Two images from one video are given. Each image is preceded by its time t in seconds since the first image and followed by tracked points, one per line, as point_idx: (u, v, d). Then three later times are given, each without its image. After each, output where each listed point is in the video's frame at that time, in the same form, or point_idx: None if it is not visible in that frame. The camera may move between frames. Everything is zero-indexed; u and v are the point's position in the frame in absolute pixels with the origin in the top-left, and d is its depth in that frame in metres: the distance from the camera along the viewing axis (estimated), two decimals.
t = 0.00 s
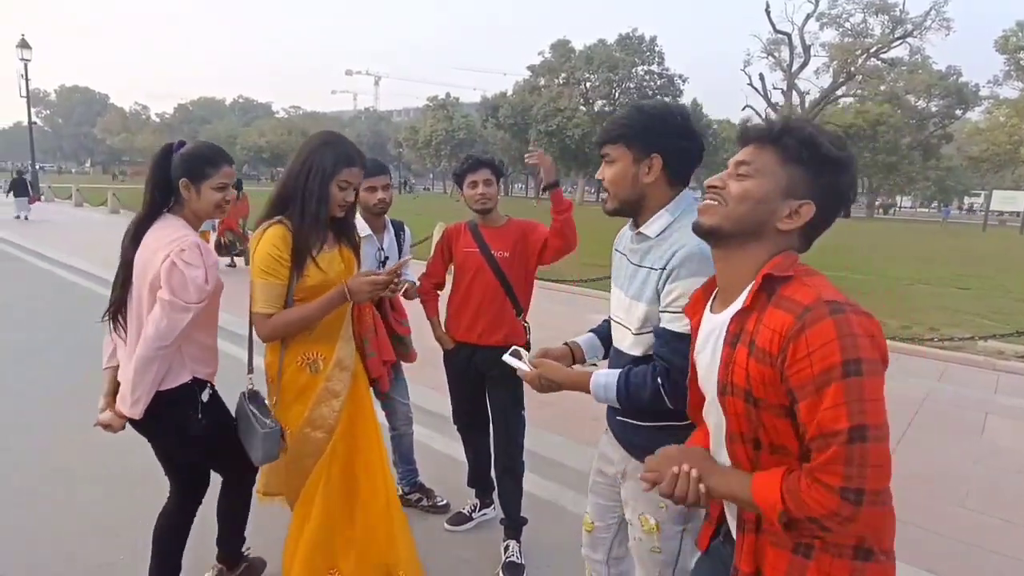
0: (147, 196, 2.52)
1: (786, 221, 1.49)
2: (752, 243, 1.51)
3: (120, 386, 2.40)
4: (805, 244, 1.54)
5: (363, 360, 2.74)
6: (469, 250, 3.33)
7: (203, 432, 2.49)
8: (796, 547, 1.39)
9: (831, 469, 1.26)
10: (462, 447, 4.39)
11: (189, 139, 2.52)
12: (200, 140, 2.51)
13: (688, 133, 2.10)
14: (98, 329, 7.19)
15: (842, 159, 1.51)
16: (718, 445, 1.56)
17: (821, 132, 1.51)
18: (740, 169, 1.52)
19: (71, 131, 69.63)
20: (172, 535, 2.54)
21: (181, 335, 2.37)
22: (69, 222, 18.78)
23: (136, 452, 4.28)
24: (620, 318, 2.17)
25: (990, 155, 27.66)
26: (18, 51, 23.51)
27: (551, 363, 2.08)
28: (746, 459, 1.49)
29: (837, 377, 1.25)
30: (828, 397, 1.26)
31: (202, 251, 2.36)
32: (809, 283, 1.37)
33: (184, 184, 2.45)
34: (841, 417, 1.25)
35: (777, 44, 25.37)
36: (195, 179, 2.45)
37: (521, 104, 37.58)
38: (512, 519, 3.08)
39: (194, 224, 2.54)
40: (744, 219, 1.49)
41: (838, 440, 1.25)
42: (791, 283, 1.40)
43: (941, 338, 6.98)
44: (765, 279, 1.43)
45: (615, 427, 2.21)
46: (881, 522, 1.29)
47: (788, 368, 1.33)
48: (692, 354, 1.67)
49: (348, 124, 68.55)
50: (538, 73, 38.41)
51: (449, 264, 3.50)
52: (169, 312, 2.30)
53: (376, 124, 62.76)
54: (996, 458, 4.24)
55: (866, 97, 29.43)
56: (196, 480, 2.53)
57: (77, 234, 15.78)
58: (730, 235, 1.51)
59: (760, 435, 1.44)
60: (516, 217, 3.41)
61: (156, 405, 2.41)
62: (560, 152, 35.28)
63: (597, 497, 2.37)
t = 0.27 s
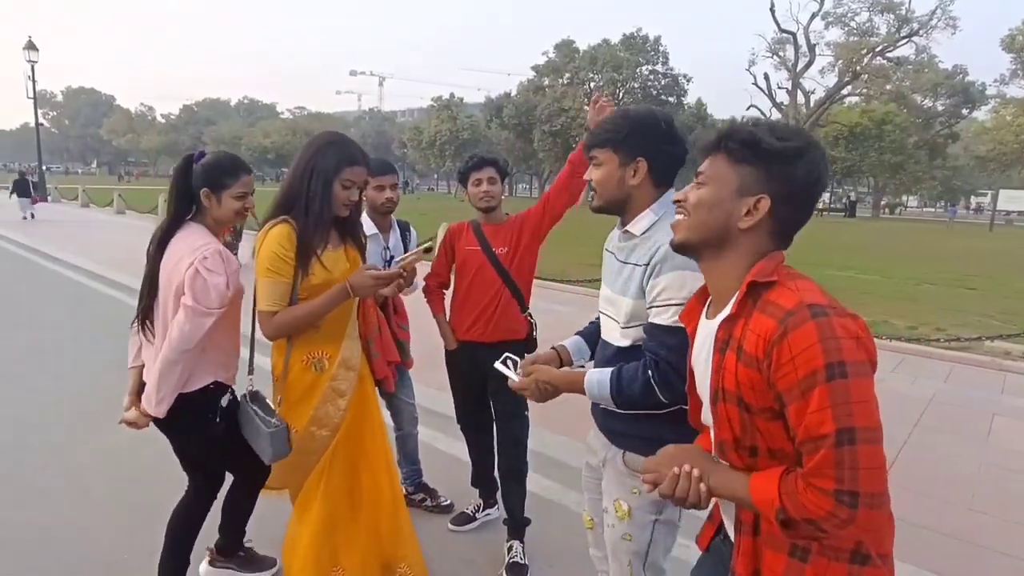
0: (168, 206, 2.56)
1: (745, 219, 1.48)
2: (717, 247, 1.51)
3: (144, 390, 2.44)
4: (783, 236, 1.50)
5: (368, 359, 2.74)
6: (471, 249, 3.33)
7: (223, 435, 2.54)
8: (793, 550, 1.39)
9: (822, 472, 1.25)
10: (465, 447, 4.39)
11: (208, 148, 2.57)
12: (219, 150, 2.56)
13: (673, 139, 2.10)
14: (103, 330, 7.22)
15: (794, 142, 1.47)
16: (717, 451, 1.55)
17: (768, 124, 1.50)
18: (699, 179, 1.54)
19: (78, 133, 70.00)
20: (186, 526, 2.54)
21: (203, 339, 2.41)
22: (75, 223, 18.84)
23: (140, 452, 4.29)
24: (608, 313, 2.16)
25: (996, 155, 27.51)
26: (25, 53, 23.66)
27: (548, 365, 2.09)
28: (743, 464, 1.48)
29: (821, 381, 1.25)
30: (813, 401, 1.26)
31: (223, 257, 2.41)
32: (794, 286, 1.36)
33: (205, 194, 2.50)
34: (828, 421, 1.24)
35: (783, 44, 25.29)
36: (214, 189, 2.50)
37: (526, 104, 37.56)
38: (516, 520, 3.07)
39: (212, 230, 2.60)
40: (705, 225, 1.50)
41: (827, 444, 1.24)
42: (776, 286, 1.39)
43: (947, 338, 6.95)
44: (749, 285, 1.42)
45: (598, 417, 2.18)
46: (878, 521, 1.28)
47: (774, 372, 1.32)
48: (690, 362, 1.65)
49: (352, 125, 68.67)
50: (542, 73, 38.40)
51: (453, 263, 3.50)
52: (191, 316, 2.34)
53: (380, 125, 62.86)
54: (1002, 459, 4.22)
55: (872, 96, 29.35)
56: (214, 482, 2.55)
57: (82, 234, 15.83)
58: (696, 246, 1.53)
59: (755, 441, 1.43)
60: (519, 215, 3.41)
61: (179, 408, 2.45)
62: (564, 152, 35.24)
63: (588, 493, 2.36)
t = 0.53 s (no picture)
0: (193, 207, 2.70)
1: (739, 206, 1.46)
2: (717, 239, 1.51)
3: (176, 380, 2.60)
4: (789, 217, 1.45)
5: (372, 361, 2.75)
6: (475, 249, 3.33)
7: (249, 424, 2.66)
8: (783, 539, 1.39)
9: (811, 474, 1.25)
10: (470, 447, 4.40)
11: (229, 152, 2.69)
12: (240, 154, 2.68)
13: (661, 151, 2.11)
14: (111, 330, 7.26)
15: (782, 121, 1.44)
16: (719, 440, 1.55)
17: (754, 111, 1.49)
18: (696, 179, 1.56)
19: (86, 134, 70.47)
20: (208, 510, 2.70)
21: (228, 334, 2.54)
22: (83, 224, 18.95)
23: (147, 452, 4.31)
24: (599, 314, 2.16)
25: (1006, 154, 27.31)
26: (34, 55, 23.85)
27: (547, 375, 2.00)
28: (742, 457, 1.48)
29: (822, 384, 1.24)
30: (813, 403, 1.25)
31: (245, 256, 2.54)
32: (808, 286, 1.34)
33: (226, 196, 2.63)
34: (824, 424, 1.23)
35: (790, 43, 25.17)
36: (235, 191, 2.63)
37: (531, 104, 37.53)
38: (520, 520, 3.07)
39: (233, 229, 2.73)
40: (702, 219, 1.51)
41: (819, 446, 1.24)
42: (789, 283, 1.37)
43: (955, 339, 6.91)
44: (762, 280, 1.40)
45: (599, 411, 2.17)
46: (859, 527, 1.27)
47: (777, 370, 1.31)
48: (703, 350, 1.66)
49: (358, 125, 68.81)
50: (548, 74, 38.38)
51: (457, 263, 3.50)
52: (215, 313, 2.48)
53: (386, 125, 62.98)
54: (1011, 460, 4.19)
55: (879, 95, 29.18)
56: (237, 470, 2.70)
57: (90, 235, 15.92)
58: (700, 241, 1.53)
59: (756, 436, 1.42)
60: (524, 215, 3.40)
61: (208, 397, 2.61)
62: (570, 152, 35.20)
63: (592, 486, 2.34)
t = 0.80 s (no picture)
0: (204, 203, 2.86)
1: (740, 206, 1.45)
2: (718, 238, 1.50)
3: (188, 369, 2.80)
4: (791, 219, 1.44)
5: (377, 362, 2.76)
6: (480, 249, 3.35)
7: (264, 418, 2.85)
8: (790, 544, 1.37)
9: (817, 481, 1.24)
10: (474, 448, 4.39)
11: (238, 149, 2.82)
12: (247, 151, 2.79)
13: (668, 146, 2.09)
14: (117, 330, 7.29)
15: (783, 121, 1.44)
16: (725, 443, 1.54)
17: (759, 112, 1.49)
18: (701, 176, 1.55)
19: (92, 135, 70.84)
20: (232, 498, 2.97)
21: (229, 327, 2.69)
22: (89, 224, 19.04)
23: (151, 452, 4.32)
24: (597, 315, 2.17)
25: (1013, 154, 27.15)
26: (42, 57, 24.01)
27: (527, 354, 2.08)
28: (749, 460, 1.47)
29: (824, 390, 1.23)
30: (815, 408, 1.24)
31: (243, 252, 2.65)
32: (809, 288, 1.33)
33: (233, 192, 2.75)
34: (828, 430, 1.22)
35: (795, 42, 25.09)
36: (242, 187, 2.75)
37: (536, 105, 37.49)
38: (524, 521, 3.06)
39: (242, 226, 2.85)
40: (702, 217, 1.51)
41: (825, 452, 1.23)
42: (789, 286, 1.36)
43: (962, 340, 6.87)
44: (763, 283, 1.39)
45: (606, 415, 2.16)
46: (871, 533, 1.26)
47: (778, 374, 1.31)
48: (705, 351, 1.64)
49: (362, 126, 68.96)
50: (553, 74, 38.37)
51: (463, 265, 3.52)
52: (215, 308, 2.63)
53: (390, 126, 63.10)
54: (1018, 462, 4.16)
55: (885, 95, 29.05)
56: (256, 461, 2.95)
57: (95, 235, 15.99)
58: (701, 240, 1.52)
59: (761, 440, 1.41)
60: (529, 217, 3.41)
61: (215, 387, 2.78)
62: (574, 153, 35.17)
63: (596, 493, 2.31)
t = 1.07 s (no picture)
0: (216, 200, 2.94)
1: (736, 210, 1.45)
2: (713, 240, 1.49)
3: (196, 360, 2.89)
4: (787, 225, 1.44)
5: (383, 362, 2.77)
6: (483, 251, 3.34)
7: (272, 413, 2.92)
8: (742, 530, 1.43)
9: (748, 474, 1.29)
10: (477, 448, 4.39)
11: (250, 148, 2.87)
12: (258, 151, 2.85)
13: (683, 144, 2.00)
14: (122, 330, 7.32)
15: (781, 127, 1.43)
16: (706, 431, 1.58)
17: (757, 115, 1.48)
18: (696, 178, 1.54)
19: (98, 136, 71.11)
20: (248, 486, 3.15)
21: (228, 320, 2.73)
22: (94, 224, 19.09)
23: (156, 453, 4.33)
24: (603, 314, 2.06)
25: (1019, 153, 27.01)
26: (48, 58, 24.13)
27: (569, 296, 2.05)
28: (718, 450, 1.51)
29: (779, 393, 1.26)
30: (767, 408, 1.27)
31: (241, 247, 2.68)
32: (795, 295, 1.32)
33: (241, 190, 2.80)
34: (772, 430, 1.26)
35: (799, 41, 25.01)
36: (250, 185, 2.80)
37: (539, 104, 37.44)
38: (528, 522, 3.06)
39: (252, 224, 2.90)
40: (697, 220, 1.50)
41: (763, 450, 1.27)
42: (779, 291, 1.35)
43: (967, 340, 6.84)
44: (752, 289, 1.39)
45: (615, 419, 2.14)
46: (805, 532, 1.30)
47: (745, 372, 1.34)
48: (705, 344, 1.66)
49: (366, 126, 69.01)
50: (556, 73, 38.33)
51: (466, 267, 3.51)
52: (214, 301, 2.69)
53: (394, 126, 63.13)
54: None
55: (890, 94, 28.95)
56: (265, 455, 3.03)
57: (101, 235, 16.04)
58: (695, 242, 1.52)
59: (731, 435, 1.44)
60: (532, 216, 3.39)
61: (218, 379, 2.84)
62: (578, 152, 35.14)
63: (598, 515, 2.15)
